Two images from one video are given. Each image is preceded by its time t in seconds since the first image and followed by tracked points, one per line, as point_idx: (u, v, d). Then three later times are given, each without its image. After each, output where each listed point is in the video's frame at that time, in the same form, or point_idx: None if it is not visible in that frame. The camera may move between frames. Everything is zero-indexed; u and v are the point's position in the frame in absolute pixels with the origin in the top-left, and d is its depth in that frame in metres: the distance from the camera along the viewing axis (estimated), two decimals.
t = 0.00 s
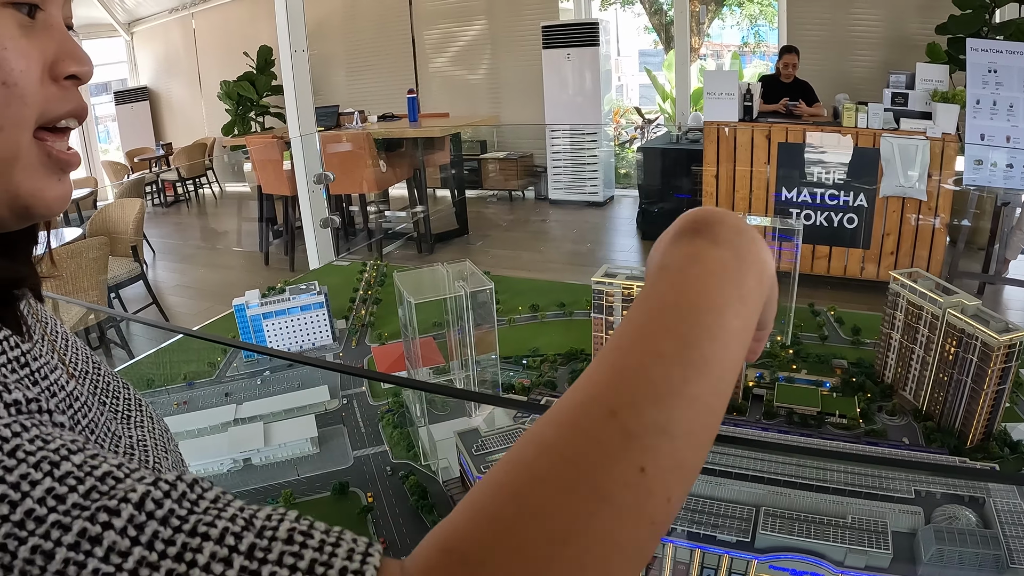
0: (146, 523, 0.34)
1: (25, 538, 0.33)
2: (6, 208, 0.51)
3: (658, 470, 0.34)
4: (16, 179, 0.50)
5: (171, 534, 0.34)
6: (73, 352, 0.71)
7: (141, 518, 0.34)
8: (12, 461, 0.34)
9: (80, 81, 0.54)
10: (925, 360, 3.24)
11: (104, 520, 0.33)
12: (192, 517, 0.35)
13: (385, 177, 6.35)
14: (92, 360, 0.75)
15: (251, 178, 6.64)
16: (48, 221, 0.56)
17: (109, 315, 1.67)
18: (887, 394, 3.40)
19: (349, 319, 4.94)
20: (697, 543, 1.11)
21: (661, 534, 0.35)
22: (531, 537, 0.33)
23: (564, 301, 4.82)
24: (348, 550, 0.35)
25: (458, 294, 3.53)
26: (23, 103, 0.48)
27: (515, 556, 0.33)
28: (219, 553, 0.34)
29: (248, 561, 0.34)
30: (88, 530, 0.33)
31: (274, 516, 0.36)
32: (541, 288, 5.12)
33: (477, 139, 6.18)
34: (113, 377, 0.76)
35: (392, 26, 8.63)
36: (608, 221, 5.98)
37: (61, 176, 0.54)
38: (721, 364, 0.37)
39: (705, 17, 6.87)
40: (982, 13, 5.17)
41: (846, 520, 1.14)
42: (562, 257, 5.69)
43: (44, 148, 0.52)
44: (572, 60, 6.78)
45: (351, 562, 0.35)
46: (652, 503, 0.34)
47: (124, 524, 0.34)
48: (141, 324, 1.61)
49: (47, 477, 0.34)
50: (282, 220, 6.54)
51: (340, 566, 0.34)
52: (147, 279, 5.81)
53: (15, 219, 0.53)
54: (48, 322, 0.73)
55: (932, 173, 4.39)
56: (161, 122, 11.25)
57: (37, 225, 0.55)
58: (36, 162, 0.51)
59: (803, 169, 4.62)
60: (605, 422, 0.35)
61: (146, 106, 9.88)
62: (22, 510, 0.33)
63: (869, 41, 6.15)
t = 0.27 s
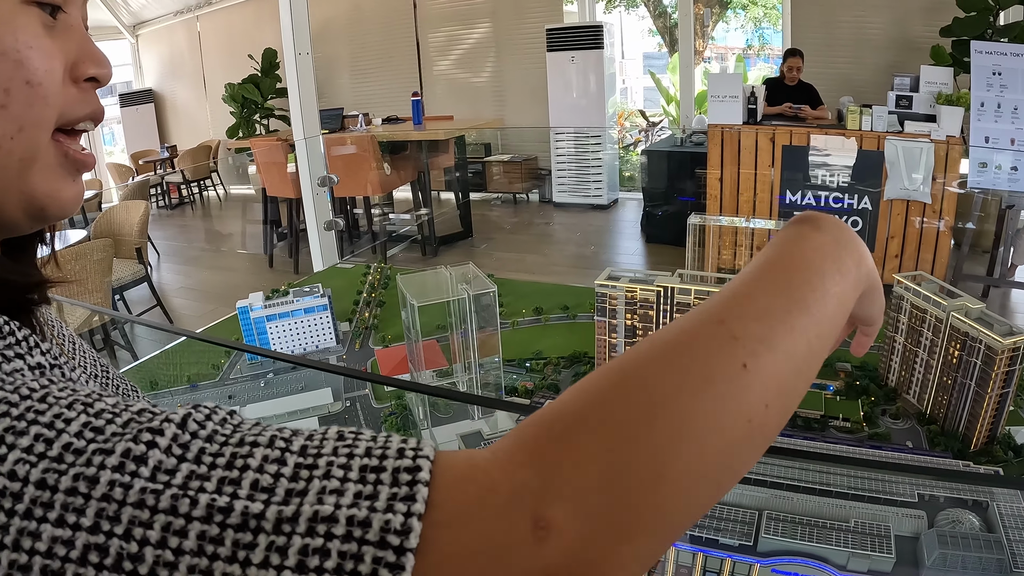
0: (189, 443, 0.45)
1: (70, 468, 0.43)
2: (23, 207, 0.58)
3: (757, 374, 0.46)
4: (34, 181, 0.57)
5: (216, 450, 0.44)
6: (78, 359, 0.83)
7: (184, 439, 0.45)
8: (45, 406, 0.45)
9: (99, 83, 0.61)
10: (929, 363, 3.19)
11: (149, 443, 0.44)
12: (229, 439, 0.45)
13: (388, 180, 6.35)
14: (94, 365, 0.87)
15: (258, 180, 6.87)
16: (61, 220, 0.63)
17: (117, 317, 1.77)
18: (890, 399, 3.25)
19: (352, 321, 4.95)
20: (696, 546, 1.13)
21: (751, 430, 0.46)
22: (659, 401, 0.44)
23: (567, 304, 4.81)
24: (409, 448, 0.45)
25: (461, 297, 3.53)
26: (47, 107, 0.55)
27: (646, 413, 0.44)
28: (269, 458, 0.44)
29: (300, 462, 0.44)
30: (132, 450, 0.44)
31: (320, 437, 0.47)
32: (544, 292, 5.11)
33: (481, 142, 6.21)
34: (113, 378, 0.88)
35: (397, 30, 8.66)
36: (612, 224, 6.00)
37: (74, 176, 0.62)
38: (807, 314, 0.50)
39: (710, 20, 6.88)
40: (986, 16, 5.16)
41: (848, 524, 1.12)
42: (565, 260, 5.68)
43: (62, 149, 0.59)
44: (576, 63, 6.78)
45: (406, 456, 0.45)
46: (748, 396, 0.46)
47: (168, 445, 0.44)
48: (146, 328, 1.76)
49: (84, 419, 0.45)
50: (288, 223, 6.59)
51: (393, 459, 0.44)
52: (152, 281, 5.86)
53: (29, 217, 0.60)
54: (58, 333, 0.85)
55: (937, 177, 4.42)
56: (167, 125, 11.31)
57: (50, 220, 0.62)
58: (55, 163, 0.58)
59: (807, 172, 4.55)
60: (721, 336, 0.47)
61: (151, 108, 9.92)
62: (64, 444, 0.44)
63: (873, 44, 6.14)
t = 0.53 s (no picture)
0: (229, 462, 0.42)
1: (101, 490, 0.40)
2: (41, 213, 0.56)
3: (765, 377, 0.48)
4: (54, 186, 0.55)
5: (256, 469, 0.42)
6: (92, 373, 0.81)
7: (223, 459, 0.42)
8: (70, 428, 0.42)
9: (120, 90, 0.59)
10: (932, 367, 3.19)
11: (187, 462, 0.41)
12: (268, 459, 0.43)
13: (393, 183, 6.46)
14: (109, 378, 0.85)
15: (260, 182, 6.79)
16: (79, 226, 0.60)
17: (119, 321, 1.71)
18: (893, 402, 3.25)
19: (355, 324, 4.95)
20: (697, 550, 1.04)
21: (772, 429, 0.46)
22: (678, 399, 0.45)
23: (571, 307, 4.80)
24: (451, 458, 0.44)
25: (464, 300, 3.50)
26: (70, 109, 0.53)
27: (667, 408, 0.44)
28: (313, 473, 0.43)
29: (344, 476, 0.42)
30: (170, 468, 0.41)
31: (358, 457, 0.45)
32: (548, 295, 5.09)
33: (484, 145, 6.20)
34: (127, 393, 0.86)
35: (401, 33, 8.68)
36: (616, 227, 6.00)
37: (97, 179, 0.60)
38: (797, 332, 0.52)
39: (714, 23, 6.82)
40: (990, 19, 5.14)
41: (850, 529, 1.13)
42: (569, 263, 5.66)
43: (84, 151, 0.58)
44: (580, 66, 6.78)
45: (450, 466, 0.43)
46: (762, 394, 0.47)
47: (208, 462, 0.42)
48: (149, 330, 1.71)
49: (114, 440, 0.42)
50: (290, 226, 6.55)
51: (438, 468, 0.43)
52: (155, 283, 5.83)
53: (47, 224, 0.57)
54: (73, 348, 0.83)
55: (941, 180, 4.37)
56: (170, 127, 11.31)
57: (68, 228, 0.60)
58: (77, 167, 0.56)
59: (811, 174, 4.51)
60: (722, 350, 0.49)
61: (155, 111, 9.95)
62: (94, 466, 0.41)
63: (878, 47, 6.13)
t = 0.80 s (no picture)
0: (265, 504, 0.42)
1: (129, 545, 0.39)
2: (65, 219, 0.57)
3: (828, 382, 0.46)
4: (77, 193, 0.56)
5: (296, 507, 0.42)
6: (109, 397, 0.81)
7: (258, 500, 0.42)
8: (88, 474, 0.41)
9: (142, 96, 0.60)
10: (935, 369, 3.19)
11: (222, 509, 0.41)
12: (307, 495, 0.43)
13: (395, 185, 6.47)
14: (126, 400, 0.86)
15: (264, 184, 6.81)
16: (101, 232, 0.61)
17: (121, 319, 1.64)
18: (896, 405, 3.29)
19: (358, 326, 4.96)
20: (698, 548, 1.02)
21: (833, 438, 0.45)
22: (738, 418, 0.44)
23: (574, 309, 4.80)
24: (505, 485, 0.44)
25: (466, 302, 3.50)
26: (90, 116, 0.54)
27: (728, 430, 0.44)
28: (360, 510, 0.42)
29: (393, 512, 0.43)
30: (204, 517, 0.40)
31: (404, 483, 0.45)
32: (550, 297, 5.09)
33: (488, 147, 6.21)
34: (143, 413, 0.88)
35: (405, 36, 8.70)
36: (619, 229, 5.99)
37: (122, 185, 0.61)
38: (856, 325, 0.50)
39: (717, 25, 6.80)
40: (993, 21, 5.14)
41: (852, 531, 1.11)
42: (572, 265, 5.66)
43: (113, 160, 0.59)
44: (583, 69, 6.78)
45: (506, 494, 0.43)
46: (825, 402, 0.45)
47: (243, 508, 0.41)
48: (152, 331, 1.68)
49: (138, 487, 0.41)
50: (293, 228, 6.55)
51: (493, 499, 0.43)
52: (159, 285, 5.84)
53: (70, 231, 0.58)
54: (88, 370, 0.84)
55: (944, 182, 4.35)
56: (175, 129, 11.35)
57: (89, 234, 0.60)
58: (99, 174, 0.57)
59: (815, 176, 4.54)
60: (782, 352, 0.47)
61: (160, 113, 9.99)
62: (118, 518, 0.40)
63: (881, 49, 6.12)
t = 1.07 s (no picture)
0: (277, 514, 0.39)
1: (139, 550, 0.37)
2: (84, 217, 0.56)
3: (837, 406, 0.47)
4: (98, 191, 0.55)
5: (307, 521, 0.40)
6: (117, 397, 0.81)
7: (270, 512, 0.39)
8: (99, 478, 0.39)
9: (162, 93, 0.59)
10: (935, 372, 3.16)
11: (234, 516, 0.39)
12: (319, 507, 0.41)
13: (397, 187, 6.43)
14: (133, 401, 0.85)
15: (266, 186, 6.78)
16: (118, 232, 0.60)
17: (123, 321, 1.60)
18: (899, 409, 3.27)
19: (359, 327, 4.96)
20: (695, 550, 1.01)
21: (847, 461, 0.45)
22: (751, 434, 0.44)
23: (575, 311, 4.80)
24: (519, 503, 0.42)
25: (466, 304, 3.52)
26: (115, 112, 0.54)
27: (742, 447, 0.43)
28: (372, 524, 0.40)
29: (406, 527, 0.41)
30: (216, 524, 0.38)
31: (416, 503, 0.43)
32: (551, 299, 5.09)
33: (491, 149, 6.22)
34: (151, 414, 0.86)
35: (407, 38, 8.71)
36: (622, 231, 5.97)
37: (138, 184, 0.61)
38: (862, 356, 0.52)
39: (719, 27, 6.75)
40: (996, 22, 5.13)
41: (853, 533, 1.09)
42: (574, 267, 5.66)
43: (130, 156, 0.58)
44: (586, 70, 6.77)
45: (519, 510, 0.41)
46: (837, 425, 0.46)
47: (256, 516, 0.39)
48: (155, 332, 1.71)
49: (149, 491, 0.39)
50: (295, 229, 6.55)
51: (507, 515, 0.41)
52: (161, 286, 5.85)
53: (88, 230, 0.57)
54: (97, 370, 0.84)
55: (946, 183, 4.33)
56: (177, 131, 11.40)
57: (104, 236, 0.60)
58: (121, 172, 0.56)
59: (817, 178, 4.56)
60: (792, 375, 0.48)
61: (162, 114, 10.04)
62: (129, 522, 0.38)
63: (883, 51, 6.12)
